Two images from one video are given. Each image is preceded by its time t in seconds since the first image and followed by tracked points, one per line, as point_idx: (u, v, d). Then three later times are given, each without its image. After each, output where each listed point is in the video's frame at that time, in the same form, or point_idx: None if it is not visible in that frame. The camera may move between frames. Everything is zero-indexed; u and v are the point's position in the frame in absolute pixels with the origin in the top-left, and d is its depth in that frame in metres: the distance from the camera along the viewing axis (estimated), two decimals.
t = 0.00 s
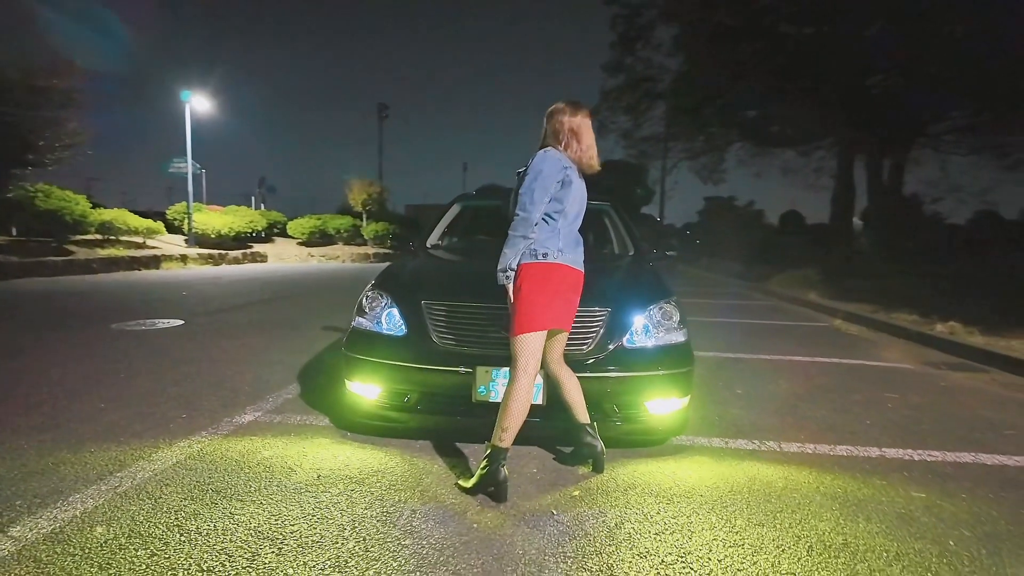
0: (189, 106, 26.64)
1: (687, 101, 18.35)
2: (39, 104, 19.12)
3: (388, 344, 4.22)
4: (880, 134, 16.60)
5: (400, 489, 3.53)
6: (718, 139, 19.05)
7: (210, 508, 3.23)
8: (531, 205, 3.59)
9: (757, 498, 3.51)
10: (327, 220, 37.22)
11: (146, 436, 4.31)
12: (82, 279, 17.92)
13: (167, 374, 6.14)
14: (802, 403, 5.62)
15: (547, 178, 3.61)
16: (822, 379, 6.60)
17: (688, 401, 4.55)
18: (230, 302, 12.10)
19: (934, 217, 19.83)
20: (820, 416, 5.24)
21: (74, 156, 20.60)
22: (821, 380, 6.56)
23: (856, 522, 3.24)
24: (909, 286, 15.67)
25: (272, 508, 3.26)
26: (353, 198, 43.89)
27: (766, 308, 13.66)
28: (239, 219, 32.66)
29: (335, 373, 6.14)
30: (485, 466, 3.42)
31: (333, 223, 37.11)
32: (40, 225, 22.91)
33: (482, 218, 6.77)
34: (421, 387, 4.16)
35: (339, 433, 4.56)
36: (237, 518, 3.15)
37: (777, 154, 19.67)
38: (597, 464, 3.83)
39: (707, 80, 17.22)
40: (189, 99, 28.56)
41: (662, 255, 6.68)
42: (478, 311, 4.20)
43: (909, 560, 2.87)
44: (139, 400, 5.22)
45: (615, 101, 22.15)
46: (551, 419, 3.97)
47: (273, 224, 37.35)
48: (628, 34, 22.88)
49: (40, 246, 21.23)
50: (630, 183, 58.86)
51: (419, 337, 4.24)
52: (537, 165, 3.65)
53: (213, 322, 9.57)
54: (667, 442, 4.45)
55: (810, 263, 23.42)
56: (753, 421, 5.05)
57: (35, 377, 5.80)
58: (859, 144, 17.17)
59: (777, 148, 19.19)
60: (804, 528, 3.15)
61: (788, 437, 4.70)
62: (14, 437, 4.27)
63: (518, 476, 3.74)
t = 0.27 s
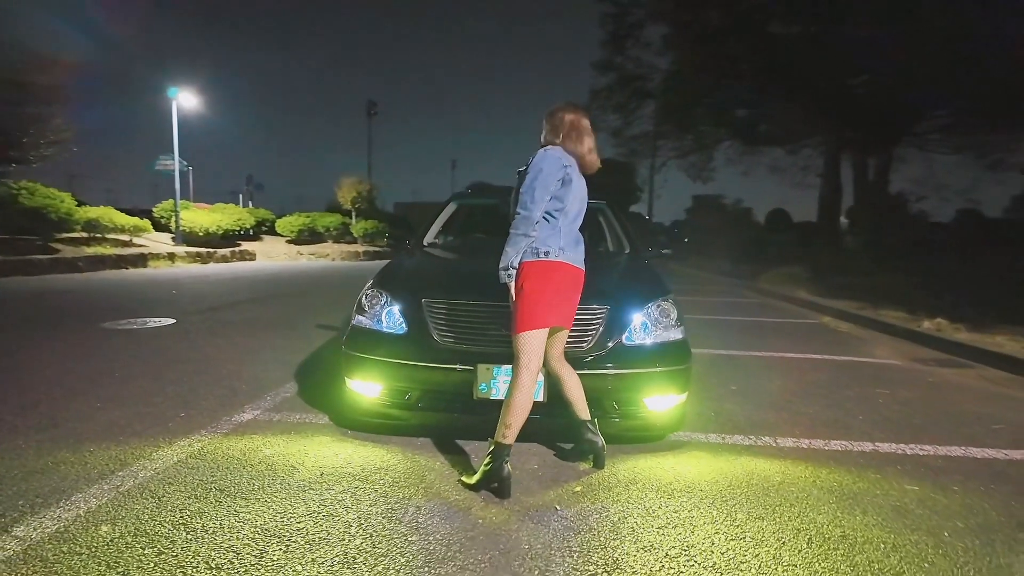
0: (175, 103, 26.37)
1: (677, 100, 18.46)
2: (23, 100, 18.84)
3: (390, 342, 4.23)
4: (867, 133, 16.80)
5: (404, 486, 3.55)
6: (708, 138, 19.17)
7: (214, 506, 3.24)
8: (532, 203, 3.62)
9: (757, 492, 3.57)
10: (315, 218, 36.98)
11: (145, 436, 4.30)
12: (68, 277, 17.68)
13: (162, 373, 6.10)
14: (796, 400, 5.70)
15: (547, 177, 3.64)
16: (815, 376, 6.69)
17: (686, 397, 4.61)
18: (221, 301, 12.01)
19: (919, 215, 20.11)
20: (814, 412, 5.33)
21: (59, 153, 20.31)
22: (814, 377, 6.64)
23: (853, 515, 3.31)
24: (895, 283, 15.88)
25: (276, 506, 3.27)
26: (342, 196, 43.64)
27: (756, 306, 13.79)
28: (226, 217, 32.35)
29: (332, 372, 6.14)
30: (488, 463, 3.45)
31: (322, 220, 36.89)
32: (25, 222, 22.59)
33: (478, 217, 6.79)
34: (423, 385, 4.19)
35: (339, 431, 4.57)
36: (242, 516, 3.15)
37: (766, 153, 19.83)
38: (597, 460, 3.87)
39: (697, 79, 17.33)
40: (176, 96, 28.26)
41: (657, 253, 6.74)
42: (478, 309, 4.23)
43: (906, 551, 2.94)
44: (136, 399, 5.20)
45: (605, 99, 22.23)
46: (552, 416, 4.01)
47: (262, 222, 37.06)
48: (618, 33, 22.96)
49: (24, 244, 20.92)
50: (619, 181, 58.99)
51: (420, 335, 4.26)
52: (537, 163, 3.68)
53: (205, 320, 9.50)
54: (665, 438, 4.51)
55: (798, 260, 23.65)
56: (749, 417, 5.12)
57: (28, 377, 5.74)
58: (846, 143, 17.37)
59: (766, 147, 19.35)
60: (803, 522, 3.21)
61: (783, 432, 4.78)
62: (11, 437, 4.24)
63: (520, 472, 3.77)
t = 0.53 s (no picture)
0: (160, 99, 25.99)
1: (666, 98, 18.56)
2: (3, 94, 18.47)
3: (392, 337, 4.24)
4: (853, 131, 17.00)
5: (411, 480, 3.57)
6: (697, 135, 19.31)
7: (221, 502, 3.23)
8: (537, 198, 3.63)
9: (759, 484, 3.63)
10: (302, 215, 36.67)
11: (145, 433, 4.26)
12: (51, 274, 17.39)
13: (157, 370, 6.05)
14: (790, 394, 5.80)
15: (553, 172, 3.66)
16: (808, 370, 6.80)
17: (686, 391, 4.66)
18: (210, 299, 11.87)
19: (903, 213, 20.43)
20: (810, 406, 5.42)
21: (40, 148, 19.94)
22: (807, 371, 6.75)
23: (854, 505, 3.38)
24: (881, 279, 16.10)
25: (284, 501, 3.27)
26: (329, 193, 43.24)
27: (745, 302, 13.91)
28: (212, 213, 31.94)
29: (331, 368, 6.11)
30: (495, 457, 3.47)
31: (309, 217, 36.60)
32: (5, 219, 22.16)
33: (475, 213, 6.78)
34: (426, 380, 4.20)
35: (341, 427, 4.57)
36: (250, 512, 3.15)
37: (754, 151, 20.01)
38: (601, 454, 3.90)
39: (686, 76, 17.43)
40: (160, 91, 27.86)
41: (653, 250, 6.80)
42: (481, 304, 4.24)
43: (907, 539, 3.01)
44: (132, 397, 5.14)
45: (594, 97, 22.28)
46: (555, 411, 4.04)
47: (248, 219, 36.69)
48: (607, 31, 23.02)
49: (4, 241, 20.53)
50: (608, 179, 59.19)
51: (423, 330, 4.27)
52: (543, 159, 3.69)
53: (196, 317, 9.41)
54: (666, 432, 4.56)
55: (785, 257, 23.91)
56: (746, 410, 5.21)
57: (20, 376, 5.66)
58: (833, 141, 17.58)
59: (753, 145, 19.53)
60: (806, 512, 3.27)
61: (780, 425, 4.86)
62: (8, 436, 4.18)
63: (525, 467, 3.79)
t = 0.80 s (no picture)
0: (145, 94, 25.65)
1: (657, 96, 18.64)
2: None
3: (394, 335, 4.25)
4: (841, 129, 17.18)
5: (415, 477, 3.58)
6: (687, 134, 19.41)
7: (227, 500, 3.23)
8: (538, 196, 3.66)
9: (759, 479, 3.68)
10: (290, 212, 36.37)
11: (145, 432, 4.24)
12: (36, 273, 17.12)
13: (152, 369, 5.99)
14: (785, 390, 5.87)
15: (554, 170, 3.68)
16: (801, 366, 6.88)
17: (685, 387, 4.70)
18: (201, 296, 11.75)
19: (889, 211, 20.69)
20: (805, 402, 5.49)
21: (24, 145, 19.60)
22: (800, 367, 6.83)
23: (853, 498, 3.44)
24: (868, 277, 16.29)
25: (290, 499, 3.27)
26: (318, 190, 42.88)
27: (735, 299, 14.03)
28: (197, 211, 31.26)
29: (328, 366, 6.11)
30: (500, 453, 3.49)
31: (297, 215, 36.32)
32: None
33: (472, 211, 6.77)
34: (427, 378, 4.21)
35: (342, 425, 4.58)
36: (257, 510, 3.15)
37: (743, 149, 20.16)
38: (603, 450, 3.93)
39: (676, 75, 17.51)
40: (146, 86, 27.49)
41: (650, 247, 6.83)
42: (482, 302, 4.26)
43: (906, 531, 3.07)
44: (129, 395, 5.10)
45: (585, 95, 22.32)
46: (557, 408, 4.07)
47: (235, 216, 36.32)
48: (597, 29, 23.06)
49: None
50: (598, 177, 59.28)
51: (424, 328, 4.29)
52: (544, 157, 3.72)
53: (188, 315, 9.33)
54: (665, 427, 4.61)
55: (773, 255, 24.12)
56: (743, 406, 5.27)
57: (13, 376, 5.59)
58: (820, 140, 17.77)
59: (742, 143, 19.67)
60: (807, 506, 3.33)
61: (777, 421, 4.92)
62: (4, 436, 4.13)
63: (528, 463, 3.82)
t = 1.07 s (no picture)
0: (125, 90, 25.19)
1: (644, 94, 18.73)
2: None
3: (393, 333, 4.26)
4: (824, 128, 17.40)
5: (418, 474, 3.59)
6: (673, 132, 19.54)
7: (231, 499, 3.22)
8: (537, 195, 3.66)
9: (757, 472, 3.75)
10: (275, 209, 36.03)
11: (141, 432, 4.19)
12: (14, 271, 16.75)
13: (144, 368, 5.92)
14: (777, 386, 5.95)
15: (552, 169, 3.68)
16: (790, 362, 6.99)
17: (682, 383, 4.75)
18: (187, 295, 11.58)
19: (870, 209, 21.02)
20: (796, 397, 5.58)
21: None
22: (790, 363, 6.94)
23: (848, 491, 3.52)
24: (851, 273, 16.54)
25: (294, 497, 3.27)
26: (302, 188, 42.42)
27: (722, 296, 14.16)
28: (180, 208, 30.76)
29: (325, 363, 6.09)
30: (503, 450, 3.52)
31: (282, 212, 35.99)
32: None
33: (465, 209, 6.76)
34: (427, 376, 4.22)
35: (341, 422, 4.57)
36: (262, 508, 3.14)
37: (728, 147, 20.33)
38: (603, 446, 3.97)
39: (663, 73, 17.61)
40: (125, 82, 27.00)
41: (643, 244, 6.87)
42: (482, 300, 4.27)
43: (901, 521, 3.15)
44: (123, 395, 5.03)
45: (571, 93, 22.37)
46: (557, 404, 4.10)
47: (218, 213, 35.86)
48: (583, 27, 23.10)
49: None
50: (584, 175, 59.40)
51: (423, 326, 4.30)
52: (542, 156, 3.72)
53: (176, 314, 9.21)
54: (663, 423, 4.66)
55: (757, 252, 24.40)
56: (736, 402, 5.34)
57: None
58: (804, 138, 18.00)
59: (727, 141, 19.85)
60: (805, 498, 3.40)
61: (771, 416, 5.00)
62: None
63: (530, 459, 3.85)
